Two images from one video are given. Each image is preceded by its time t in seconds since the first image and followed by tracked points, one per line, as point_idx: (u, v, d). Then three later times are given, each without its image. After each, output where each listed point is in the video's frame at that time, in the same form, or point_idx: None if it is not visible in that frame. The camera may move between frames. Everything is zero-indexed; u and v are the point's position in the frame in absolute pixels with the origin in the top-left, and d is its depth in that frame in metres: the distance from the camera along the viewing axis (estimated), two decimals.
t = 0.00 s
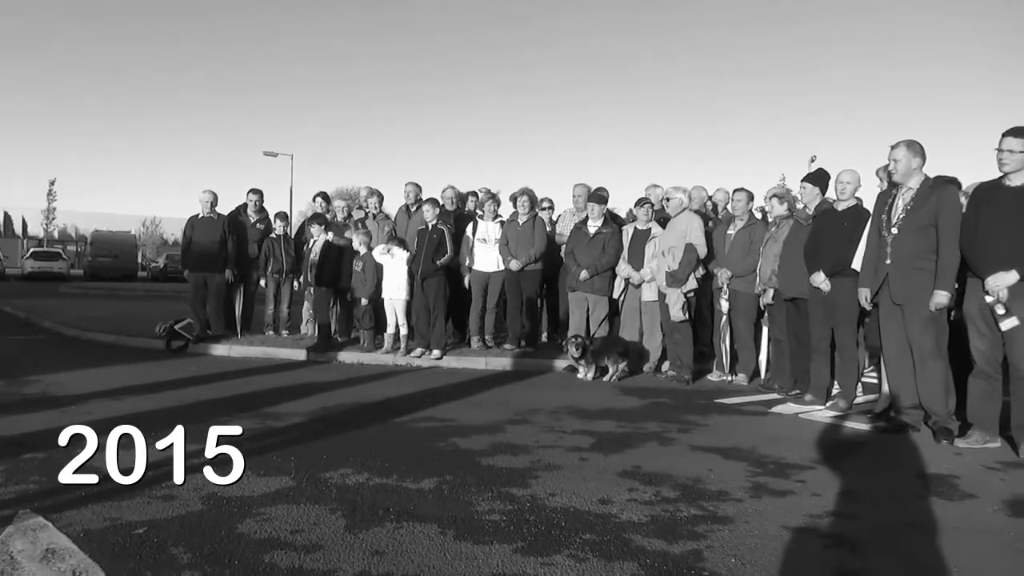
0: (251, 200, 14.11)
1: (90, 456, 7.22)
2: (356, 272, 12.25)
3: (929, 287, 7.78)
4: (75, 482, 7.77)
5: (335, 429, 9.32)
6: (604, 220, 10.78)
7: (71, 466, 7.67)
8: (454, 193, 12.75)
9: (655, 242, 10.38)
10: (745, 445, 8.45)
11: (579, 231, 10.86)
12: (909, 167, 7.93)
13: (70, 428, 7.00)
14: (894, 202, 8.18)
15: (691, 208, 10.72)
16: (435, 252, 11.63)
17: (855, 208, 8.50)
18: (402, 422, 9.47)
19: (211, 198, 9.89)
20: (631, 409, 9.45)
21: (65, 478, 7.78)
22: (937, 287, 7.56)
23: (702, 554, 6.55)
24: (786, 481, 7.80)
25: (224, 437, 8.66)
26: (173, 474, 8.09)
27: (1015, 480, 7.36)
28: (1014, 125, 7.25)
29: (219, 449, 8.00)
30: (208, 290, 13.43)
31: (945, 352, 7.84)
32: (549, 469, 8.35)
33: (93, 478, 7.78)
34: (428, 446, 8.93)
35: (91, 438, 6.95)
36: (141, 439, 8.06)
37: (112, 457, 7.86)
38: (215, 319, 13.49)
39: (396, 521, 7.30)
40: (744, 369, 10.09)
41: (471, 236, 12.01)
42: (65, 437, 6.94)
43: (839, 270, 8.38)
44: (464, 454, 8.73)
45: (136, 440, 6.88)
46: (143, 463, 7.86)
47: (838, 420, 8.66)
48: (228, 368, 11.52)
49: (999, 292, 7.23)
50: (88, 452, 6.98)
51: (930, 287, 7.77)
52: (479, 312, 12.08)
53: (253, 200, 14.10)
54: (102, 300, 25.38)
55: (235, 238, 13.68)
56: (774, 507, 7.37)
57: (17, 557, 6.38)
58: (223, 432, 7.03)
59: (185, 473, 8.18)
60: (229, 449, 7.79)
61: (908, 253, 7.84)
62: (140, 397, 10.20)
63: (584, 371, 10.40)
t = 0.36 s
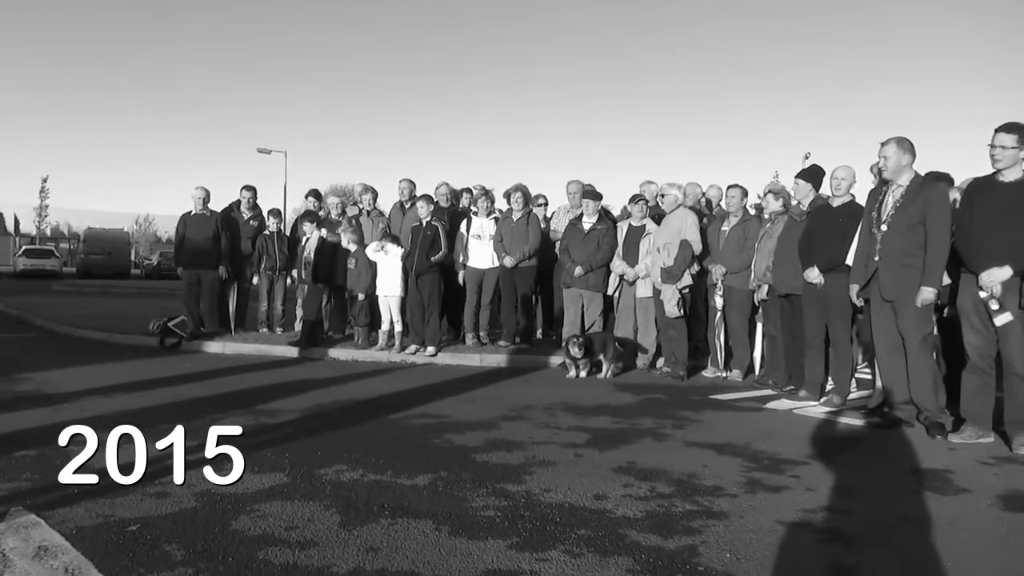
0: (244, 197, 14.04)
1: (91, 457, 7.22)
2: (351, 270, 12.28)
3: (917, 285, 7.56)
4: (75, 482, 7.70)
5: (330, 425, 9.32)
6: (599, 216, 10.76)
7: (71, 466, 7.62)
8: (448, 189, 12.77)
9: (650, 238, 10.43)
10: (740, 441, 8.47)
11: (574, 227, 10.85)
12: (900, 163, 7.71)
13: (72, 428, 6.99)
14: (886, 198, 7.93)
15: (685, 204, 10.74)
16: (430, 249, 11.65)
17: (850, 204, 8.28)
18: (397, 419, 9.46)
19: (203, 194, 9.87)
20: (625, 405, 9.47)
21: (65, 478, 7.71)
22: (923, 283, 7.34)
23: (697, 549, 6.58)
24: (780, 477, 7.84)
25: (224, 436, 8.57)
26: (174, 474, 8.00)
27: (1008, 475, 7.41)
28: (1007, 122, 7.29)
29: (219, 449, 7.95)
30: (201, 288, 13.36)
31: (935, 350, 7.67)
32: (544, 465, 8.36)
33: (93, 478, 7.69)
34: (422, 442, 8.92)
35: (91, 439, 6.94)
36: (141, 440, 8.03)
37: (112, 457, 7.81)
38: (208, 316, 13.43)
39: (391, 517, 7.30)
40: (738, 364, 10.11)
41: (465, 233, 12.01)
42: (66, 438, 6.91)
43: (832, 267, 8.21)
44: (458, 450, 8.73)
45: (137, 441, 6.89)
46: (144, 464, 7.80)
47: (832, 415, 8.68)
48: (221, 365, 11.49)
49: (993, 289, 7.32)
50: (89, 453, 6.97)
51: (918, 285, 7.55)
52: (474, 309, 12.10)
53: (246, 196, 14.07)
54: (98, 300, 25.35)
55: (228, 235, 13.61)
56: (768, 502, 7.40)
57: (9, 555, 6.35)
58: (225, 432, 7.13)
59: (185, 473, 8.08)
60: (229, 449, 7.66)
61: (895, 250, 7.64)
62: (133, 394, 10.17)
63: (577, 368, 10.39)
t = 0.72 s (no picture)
0: (235, 188, 13.80)
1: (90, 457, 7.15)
2: (347, 264, 12.07)
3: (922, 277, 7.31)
4: (75, 482, 7.51)
5: (323, 422, 9.12)
6: (598, 209, 10.62)
7: (71, 466, 7.47)
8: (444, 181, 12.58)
9: (650, 231, 10.26)
10: (742, 437, 8.31)
11: (573, 219, 10.67)
12: (907, 153, 7.47)
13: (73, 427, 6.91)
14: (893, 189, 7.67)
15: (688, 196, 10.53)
16: (425, 242, 11.47)
17: (856, 196, 8.05)
18: (392, 415, 9.27)
19: (191, 186, 9.64)
20: (625, 401, 9.29)
21: (65, 478, 7.56)
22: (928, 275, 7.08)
23: (699, 547, 6.42)
24: (784, 473, 7.69)
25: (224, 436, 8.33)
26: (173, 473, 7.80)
27: (1016, 471, 7.27)
28: (1015, 110, 7.11)
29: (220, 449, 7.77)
30: (191, 282, 13.13)
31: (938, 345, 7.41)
32: (542, 462, 8.19)
33: (92, 478, 7.49)
34: (418, 439, 8.74)
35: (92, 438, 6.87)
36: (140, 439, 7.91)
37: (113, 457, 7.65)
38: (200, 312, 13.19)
39: (386, 515, 7.12)
40: (741, 359, 9.91)
41: (461, 225, 11.86)
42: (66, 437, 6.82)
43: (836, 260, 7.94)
44: (455, 447, 8.54)
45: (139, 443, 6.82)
46: (143, 465, 7.63)
47: (837, 411, 8.52)
48: (211, 361, 11.27)
49: (1001, 282, 7.15)
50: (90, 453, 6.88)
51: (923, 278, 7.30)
52: (471, 304, 11.86)
53: (236, 187, 13.79)
54: (91, 294, 24.98)
55: (219, 228, 13.39)
56: (772, 499, 7.25)
57: None
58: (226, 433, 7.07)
59: (185, 472, 7.87)
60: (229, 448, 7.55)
61: (901, 241, 7.39)
62: (122, 391, 9.96)
63: (577, 363, 10.20)
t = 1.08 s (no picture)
0: (212, 168, 13.28)
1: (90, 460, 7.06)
2: (331, 250, 11.56)
3: (941, 259, 7.08)
4: (74, 483, 7.03)
5: (305, 416, 8.69)
6: (594, 190, 10.22)
7: (71, 464, 6.99)
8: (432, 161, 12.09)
9: (650, 213, 9.91)
10: (746, 430, 7.95)
11: (568, 201, 10.25)
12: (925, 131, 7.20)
13: (72, 428, 6.91)
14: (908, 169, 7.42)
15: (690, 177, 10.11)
16: (412, 226, 11.04)
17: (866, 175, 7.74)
18: (378, 408, 8.85)
19: (166, 169, 9.25)
20: (623, 392, 8.91)
21: (64, 478, 7.09)
22: (949, 257, 6.86)
23: (700, 544, 6.06)
24: (789, 467, 7.35)
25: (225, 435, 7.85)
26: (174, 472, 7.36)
27: None
28: None
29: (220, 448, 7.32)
30: (165, 269, 12.65)
31: (954, 329, 7.21)
32: (535, 457, 7.80)
33: (92, 478, 7.01)
34: (406, 433, 8.32)
35: (91, 438, 6.84)
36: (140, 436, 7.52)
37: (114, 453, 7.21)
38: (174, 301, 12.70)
39: (371, 512, 6.72)
40: (744, 349, 9.60)
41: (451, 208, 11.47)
42: (65, 438, 6.86)
43: (847, 243, 7.67)
44: (445, 441, 8.14)
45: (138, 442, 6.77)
46: (144, 464, 7.19)
47: (846, 402, 8.16)
48: (186, 352, 10.80)
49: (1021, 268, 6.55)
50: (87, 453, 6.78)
51: (942, 260, 7.07)
52: (460, 292, 11.41)
53: (213, 168, 13.28)
54: (62, 282, 24.27)
55: (194, 212, 12.92)
56: (776, 494, 6.91)
57: None
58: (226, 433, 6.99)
59: (185, 472, 7.39)
60: (228, 447, 7.15)
61: (919, 222, 7.15)
62: (93, 383, 9.48)
63: (575, 354, 9.75)
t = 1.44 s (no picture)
0: (180, 151, 12.60)
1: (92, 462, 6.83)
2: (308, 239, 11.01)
3: (965, 246, 6.76)
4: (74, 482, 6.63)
5: (282, 415, 8.14)
6: (590, 174, 9.70)
7: (70, 461, 6.61)
8: (417, 142, 11.51)
9: (650, 198, 9.49)
10: (752, 428, 7.48)
11: (564, 185, 9.77)
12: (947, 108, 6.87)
13: (73, 428, 6.80)
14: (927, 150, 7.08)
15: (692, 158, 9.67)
16: (396, 212, 10.52)
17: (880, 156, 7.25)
18: (360, 406, 8.31)
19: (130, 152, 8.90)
20: (621, 389, 8.42)
21: (64, 478, 6.68)
22: (975, 243, 6.53)
23: (703, 550, 5.61)
24: (797, 469, 6.89)
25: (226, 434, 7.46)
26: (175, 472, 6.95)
27: None
28: None
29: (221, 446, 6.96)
30: (131, 258, 12.18)
31: (977, 320, 6.89)
32: (527, 458, 7.31)
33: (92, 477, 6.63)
34: (390, 433, 7.80)
35: (91, 437, 6.64)
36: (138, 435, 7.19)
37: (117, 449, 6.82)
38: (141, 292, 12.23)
39: (353, 517, 6.21)
40: (750, 344, 9.11)
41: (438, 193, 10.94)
42: (66, 438, 6.80)
43: (861, 230, 7.29)
44: (431, 442, 7.62)
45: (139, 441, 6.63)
46: (143, 464, 6.80)
47: (858, 399, 7.70)
48: (156, 347, 10.23)
49: None
50: (86, 452, 6.59)
51: (966, 247, 6.75)
52: (448, 282, 10.97)
53: (182, 151, 12.60)
54: (28, 272, 23.35)
55: (162, 197, 12.39)
56: (784, 497, 6.45)
57: None
58: (226, 431, 6.83)
59: (186, 474, 6.94)
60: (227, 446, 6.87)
61: (941, 207, 6.82)
62: (56, 380, 8.90)
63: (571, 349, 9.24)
